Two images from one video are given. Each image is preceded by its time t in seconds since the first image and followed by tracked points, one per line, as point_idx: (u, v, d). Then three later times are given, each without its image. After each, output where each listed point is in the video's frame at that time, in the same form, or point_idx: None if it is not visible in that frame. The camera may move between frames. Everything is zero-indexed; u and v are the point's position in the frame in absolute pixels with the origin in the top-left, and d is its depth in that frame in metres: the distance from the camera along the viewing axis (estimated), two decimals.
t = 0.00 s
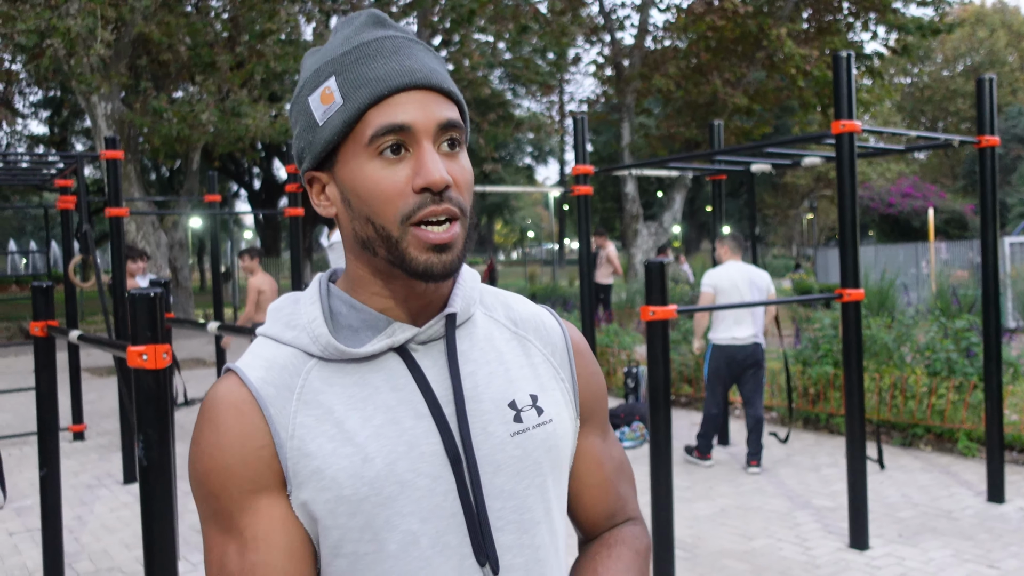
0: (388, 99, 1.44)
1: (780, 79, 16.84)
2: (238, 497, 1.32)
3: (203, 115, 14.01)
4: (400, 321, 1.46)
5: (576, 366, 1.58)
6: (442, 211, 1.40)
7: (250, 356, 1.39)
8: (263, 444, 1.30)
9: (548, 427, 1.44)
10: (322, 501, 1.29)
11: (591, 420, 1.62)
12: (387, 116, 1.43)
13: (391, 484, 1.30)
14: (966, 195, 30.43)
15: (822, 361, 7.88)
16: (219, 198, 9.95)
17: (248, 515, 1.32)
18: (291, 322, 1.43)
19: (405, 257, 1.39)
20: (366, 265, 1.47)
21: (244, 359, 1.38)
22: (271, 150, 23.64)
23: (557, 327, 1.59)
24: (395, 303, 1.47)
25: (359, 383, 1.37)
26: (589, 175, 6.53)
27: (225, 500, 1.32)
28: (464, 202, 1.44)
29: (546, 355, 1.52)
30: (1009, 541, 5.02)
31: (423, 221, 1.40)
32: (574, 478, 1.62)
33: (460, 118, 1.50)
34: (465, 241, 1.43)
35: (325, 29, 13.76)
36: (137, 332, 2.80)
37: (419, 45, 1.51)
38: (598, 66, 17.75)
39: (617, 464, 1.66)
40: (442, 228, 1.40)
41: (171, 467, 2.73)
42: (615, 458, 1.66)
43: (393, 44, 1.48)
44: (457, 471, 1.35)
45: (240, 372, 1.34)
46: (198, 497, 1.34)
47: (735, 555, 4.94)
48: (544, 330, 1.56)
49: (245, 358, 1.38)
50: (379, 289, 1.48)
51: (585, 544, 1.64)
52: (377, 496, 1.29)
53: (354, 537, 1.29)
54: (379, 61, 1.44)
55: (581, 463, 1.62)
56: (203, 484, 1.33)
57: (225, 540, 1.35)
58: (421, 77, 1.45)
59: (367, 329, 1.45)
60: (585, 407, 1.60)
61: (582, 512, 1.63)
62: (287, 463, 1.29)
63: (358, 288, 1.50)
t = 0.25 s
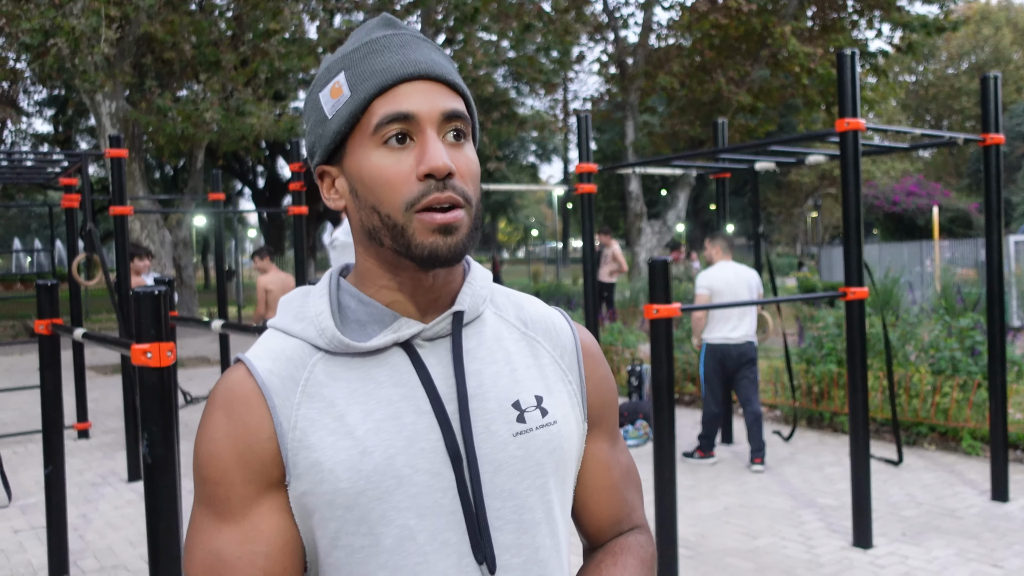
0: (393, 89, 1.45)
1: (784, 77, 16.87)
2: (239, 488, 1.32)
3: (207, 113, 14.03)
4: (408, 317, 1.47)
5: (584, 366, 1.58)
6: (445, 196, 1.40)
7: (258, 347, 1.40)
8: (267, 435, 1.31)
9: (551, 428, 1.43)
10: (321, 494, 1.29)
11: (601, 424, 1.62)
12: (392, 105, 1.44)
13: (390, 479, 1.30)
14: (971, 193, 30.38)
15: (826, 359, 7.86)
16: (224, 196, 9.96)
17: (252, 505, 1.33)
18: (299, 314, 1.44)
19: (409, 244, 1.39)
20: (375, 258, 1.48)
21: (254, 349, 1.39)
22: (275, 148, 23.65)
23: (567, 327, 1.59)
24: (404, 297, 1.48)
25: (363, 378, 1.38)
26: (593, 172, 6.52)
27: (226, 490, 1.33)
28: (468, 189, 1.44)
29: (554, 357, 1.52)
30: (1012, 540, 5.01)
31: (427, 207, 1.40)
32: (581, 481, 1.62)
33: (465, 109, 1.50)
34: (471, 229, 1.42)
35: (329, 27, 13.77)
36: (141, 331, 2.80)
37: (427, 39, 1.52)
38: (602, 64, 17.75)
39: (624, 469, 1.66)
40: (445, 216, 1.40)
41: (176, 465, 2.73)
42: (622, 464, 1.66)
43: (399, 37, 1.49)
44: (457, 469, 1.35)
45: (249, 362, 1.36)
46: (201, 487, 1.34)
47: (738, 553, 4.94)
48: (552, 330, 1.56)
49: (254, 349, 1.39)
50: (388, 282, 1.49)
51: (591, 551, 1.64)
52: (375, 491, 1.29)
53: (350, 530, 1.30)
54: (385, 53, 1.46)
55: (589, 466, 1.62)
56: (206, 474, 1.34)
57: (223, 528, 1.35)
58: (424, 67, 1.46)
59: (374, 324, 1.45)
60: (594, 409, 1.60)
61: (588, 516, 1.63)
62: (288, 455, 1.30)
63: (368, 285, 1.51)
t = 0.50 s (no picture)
0: (402, 78, 1.46)
1: (787, 74, 16.88)
2: (249, 476, 1.32)
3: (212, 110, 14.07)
4: (418, 309, 1.48)
5: (594, 361, 1.58)
6: (456, 182, 1.41)
7: (268, 336, 1.40)
8: (277, 424, 1.31)
9: (561, 422, 1.44)
10: (332, 483, 1.29)
11: (607, 419, 1.62)
12: (401, 93, 1.45)
13: (401, 469, 1.31)
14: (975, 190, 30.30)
15: (830, 356, 7.87)
16: (228, 193, 9.96)
17: (263, 494, 1.33)
18: (310, 305, 1.44)
19: (421, 231, 1.40)
20: (387, 249, 1.48)
21: (264, 339, 1.39)
22: (278, 145, 23.67)
23: (576, 322, 1.59)
24: (416, 290, 1.49)
25: (375, 368, 1.38)
26: (597, 169, 6.51)
27: (237, 479, 1.33)
28: (480, 175, 1.44)
29: (563, 351, 1.52)
30: (1017, 536, 5.01)
31: (437, 193, 1.40)
32: (585, 476, 1.62)
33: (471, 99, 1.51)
34: (481, 215, 1.43)
35: (333, 24, 13.78)
36: (146, 326, 2.79)
37: (430, 31, 1.53)
38: (605, 61, 17.77)
39: (628, 464, 1.66)
40: (457, 201, 1.41)
41: (181, 460, 2.73)
42: (628, 458, 1.66)
43: (403, 29, 1.50)
44: (467, 461, 1.35)
45: (260, 352, 1.36)
46: (211, 476, 1.34)
47: (743, 549, 4.94)
48: (561, 325, 1.57)
49: (264, 339, 1.39)
50: (399, 274, 1.49)
51: (591, 543, 1.65)
52: (386, 481, 1.30)
53: (361, 520, 1.30)
54: (392, 44, 1.47)
55: (594, 461, 1.62)
56: (217, 462, 1.33)
57: (234, 516, 1.35)
58: (428, 57, 1.47)
59: (385, 315, 1.46)
60: (602, 404, 1.60)
61: (590, 511, 1.63)
62: (298, 444, 1.30)
63: (379, 276, 1.51)
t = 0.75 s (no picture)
0: (374, 79, 1.48)
1: (792, 69, 16.84)
2: (253, 464, 1.31)
3: (216, 106, 14.07)
4: (418, 299, 1.48)
5: (597, 350, 1.59)
6: (424, 176, 1.42)
7: (271, 325, 1.40)
8: (281, 411, 1.30)
9: (567, 412, 1.44)
10: (336, 473, 1.28)
11: (611, 408, 1.63)
12: (372, 92, 1.47)
13: (407, 458, 1.30)
14: (979, 186, 30.24)
15: (834, 351, 7.84)
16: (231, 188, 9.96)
17: (268, 482, 1.32)
18: (313, 294, 1.44)
19: (393, 227, 1.42)
20: (374, 246, 1.50)
21: (268, 328, 1.39)
22: (281, 141, 23.68)
23: (578, 313, 1.60)
24: (411, 281, 1.49)
25: (380, 357, 1.38)
26: (600, 164, 6.50)
27: (241, 466, 1.31)
28: (452, 167, 1.45)
29: (567, 341, 1.53)
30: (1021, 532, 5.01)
31: (411, 189, 1.42)
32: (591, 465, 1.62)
33: (448, 90, 1.51)
34: (454, 207, 1.43)
35: (337, 20, 13.77)
36: (151, 322, 2.80)
37: (406, 25, 1.54)
38: (608, 56, 17.76)
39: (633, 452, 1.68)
40: (428, 195, 1.42)
41: (186, 455, 2.73)
42: (628, 448, 1.67)
43: (376, 27, 1.52)
44: (473, 449, 1.35)
45: (263, 340, 1.35)
46: (214, 465, 1.33)
47: (746, 544, 4.95)
48: (565, 315, 1.57)
49: (268, 327, 1.39)
50: (392, 268, 1.50)
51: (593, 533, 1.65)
52: (392, 470, 1.30)
53: (367, 509, 1.30)
54: (362, 44, 1.49)
55: (601, 448, 1.63)
56: (221, 450, 1.32)
57: (235, 504, 1.34)
58: (398, 52, 1.48)
59: (388, 304, 1.46)
60: (606, 394, 1.61)
61: (601, 491, 1.65)
62: (303, 432, 1.29)
63: (377, 268, 1.52)
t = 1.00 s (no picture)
0: (351, 70, 1.47)
1: (795, 63, 16.80)
2: (255, 461, 1.31)
3: (219, 101, 14.06)
4: (412, 292, 1.48)
5: (597, 341, 1.57)
6: (400, 164, 1.40)
7: (268, 323, 1.40)
8: (281, 409, 1.30)
9: (566, 404, 1.43)
10: (338, 469, 1.29)
11: (611, 400, 1.61)
12: (348, 84, 1.46)
13: (407, 455, 1.31)
14: (984, 181, 30.17)
15: (838, 346, 7.84)
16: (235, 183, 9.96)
17: (270, 481, 1.32)
18: (310, 292, 1.44)
19: (371, 218, 1.41)
20: (363, 238, 1.49)
21: (265, 326, 1.39)
22: (284, 135, 23.66)
23: (576, 303, 1.58)
24: (405, 273, 1.49)
25: (376, 354, 1.38)
26: (604, 159, 6.48)
27: (242, 464, 1.31)
28: (430, 153, 1.43)
29: (566, 333, 1.52)
30: None
31: (387, 177, 1.40)
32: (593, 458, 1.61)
33: (428, 78, 1.49)
34: (431, 194, 1.42)
35: (340, 14, 13.75)
36: (155, 316, 2.80)
37: (386, 15, 1.52)
38: (612, 51, 17.73)
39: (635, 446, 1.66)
40: (404, 182, 1.40)
41: (190, 449, 2.72)
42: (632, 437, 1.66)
43: (354, 21, 1.51)
44: (472, 444, 1.34)
45: (259, 339, 1.35)
46: (215, 464, 1.34)
47: (750, 539, 4.95)
48: (564, 306, 1.56)
49: (265, 326, 1.39)
50: (383, 261, 1.50)
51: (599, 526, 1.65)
52: (392, 466, 1.29)
53: (368, 505, 1.30)
54: (340, 38, 1.49)
55: (602, 441, 1.61)
56: (223, 449, 1.32)
57: (238, 503, 1.34)
58: (373, 43, 1.47)
59: (384, 300, 1.46)
60: (607, 384, 1.59)
61: (606, 498, 1.63)
62: (303, 431, 1.30)
63: (371, 262, 1.51)
